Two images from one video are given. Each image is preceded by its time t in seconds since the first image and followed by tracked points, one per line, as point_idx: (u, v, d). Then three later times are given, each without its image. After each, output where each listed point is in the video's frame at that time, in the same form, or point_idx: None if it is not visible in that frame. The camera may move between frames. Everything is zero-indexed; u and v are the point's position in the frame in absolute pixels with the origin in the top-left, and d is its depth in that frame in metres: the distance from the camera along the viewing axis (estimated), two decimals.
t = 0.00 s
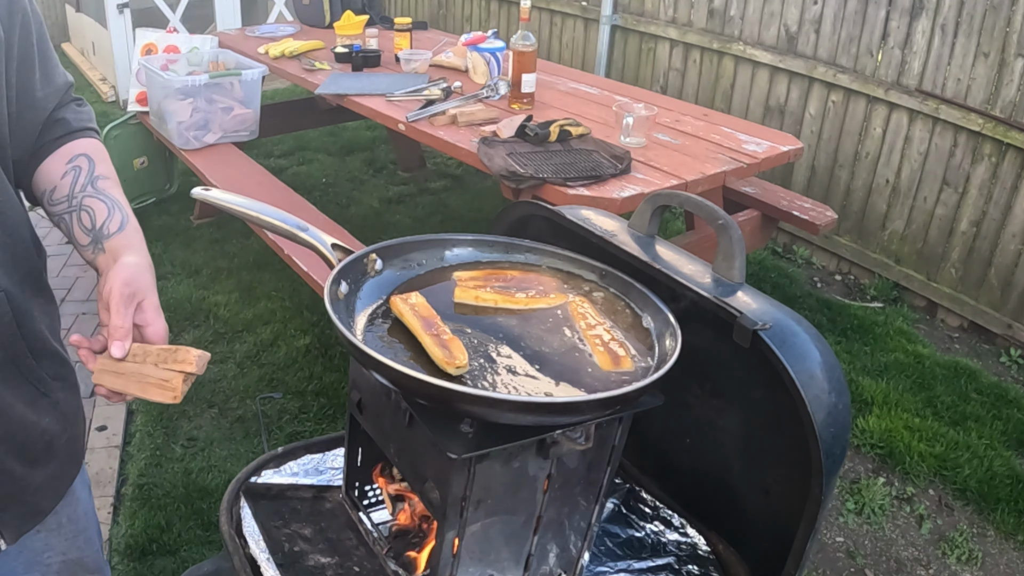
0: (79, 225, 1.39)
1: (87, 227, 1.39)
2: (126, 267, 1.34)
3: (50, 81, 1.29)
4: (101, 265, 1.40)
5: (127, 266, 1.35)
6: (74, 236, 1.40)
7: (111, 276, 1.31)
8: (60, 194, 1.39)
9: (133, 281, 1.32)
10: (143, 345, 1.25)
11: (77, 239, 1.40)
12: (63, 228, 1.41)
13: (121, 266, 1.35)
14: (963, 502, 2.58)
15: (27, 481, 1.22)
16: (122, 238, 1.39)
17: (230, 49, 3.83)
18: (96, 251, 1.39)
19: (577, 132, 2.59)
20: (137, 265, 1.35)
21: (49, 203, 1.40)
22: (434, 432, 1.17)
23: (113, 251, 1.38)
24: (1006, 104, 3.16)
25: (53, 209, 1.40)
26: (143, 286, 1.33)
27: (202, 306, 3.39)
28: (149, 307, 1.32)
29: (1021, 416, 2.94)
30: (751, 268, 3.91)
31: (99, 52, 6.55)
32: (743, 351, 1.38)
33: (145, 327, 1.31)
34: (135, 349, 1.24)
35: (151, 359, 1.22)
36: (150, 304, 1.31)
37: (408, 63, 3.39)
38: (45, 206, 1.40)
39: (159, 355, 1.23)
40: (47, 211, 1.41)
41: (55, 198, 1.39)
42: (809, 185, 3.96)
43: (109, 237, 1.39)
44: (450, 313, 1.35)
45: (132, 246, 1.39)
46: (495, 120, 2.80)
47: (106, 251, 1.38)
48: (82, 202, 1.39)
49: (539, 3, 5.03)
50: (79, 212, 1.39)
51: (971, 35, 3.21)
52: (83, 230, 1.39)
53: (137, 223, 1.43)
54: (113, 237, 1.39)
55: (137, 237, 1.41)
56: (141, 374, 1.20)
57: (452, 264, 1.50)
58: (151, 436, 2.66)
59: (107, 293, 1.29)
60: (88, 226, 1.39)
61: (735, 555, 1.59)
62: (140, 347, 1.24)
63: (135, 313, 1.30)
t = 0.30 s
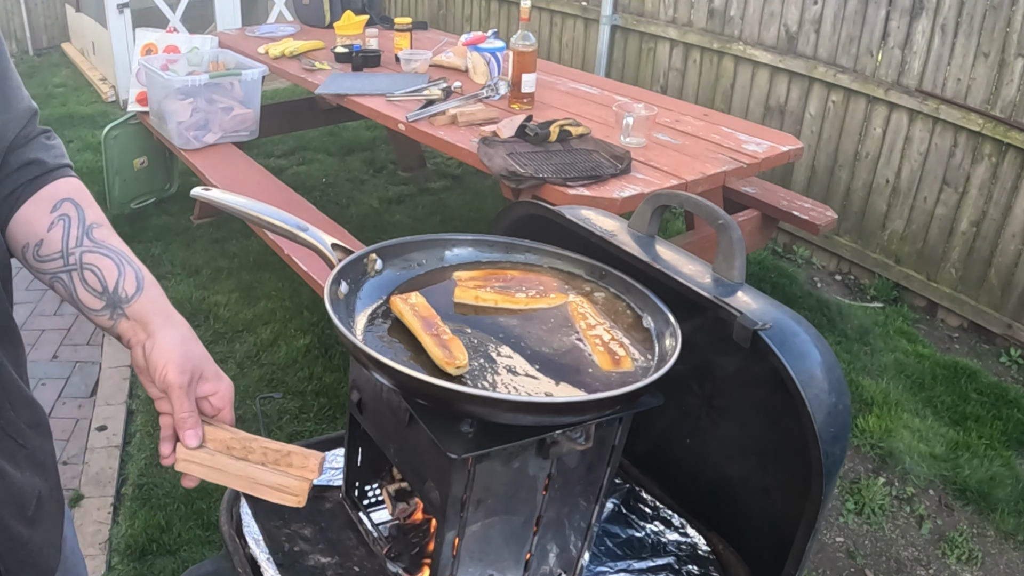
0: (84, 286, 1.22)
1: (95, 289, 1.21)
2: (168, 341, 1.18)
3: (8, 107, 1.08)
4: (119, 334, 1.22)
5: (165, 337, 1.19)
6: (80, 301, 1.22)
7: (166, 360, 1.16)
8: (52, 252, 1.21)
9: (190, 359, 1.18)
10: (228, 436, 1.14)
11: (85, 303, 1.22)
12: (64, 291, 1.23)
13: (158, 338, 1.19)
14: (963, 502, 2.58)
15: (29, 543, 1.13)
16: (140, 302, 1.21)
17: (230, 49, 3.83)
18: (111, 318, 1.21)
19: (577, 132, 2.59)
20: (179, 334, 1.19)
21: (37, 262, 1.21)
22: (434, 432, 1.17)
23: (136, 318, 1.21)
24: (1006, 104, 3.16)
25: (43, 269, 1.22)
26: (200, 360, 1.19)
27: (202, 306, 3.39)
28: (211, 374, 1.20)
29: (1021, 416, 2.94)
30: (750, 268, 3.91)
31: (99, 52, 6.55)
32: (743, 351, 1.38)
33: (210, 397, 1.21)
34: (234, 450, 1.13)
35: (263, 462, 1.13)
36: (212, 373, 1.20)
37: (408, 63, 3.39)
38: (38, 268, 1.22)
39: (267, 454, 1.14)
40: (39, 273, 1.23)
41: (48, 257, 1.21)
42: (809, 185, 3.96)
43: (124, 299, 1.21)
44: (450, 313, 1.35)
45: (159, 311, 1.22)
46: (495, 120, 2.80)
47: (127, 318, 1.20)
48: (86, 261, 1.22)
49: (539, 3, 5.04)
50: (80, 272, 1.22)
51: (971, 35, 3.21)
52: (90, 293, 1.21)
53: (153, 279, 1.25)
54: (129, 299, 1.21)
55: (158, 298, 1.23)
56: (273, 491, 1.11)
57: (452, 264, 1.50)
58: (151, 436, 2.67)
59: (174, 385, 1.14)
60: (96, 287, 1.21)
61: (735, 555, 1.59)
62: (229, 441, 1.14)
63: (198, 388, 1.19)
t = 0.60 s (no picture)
0: (92, 349, 1.16)
1: (110, 350, 1.16)
2: (214, 390, 1.18)
3: None
4: (146, 394, 1.18)
5: (206, 389, 1.18)
6: (92, 367, 1.16)
7: (222, 412, 1.17)
8: (41, 320, 1.13)
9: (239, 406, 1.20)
10: (287, 473, 1.20)
11: (99, 368, 1.17)
12: (64, 363, 1.15)
13: (201, 390, 1.18)
14: (963, 502, 2.58)
15: None
16: (167, 353, 1.19)
17: (231, 49, 3.83)
18: (136, 377, 1.17)
19: (577, 133, 2.59)
20: (219, 378, 1.20)
21: (18, 338, 1.12)
22: (435, 433, 1.17)
23: (167, 373, 1.18)
24: (1006, 104, 3.16)
25: (29, 343, 1.13)
26: (244, 408, 1.21)
27: (202, 306, 3.39)
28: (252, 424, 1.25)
29: (1021, 416, 2.94)
30: (750, 267, 3.91)
31: (99, 52, 6.56)
32: (743, 351, 1.38)
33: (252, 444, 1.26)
34: (299, 480, 1.19)
35: (331, 480, 1.20)
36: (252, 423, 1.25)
37: (408, 63, 3.40)
38: (24, 345, 1.13)
39: (331, 473, 1.21)
40: (26, 351, 1.13)
41: (38, 329, 1.13)
42: (809, 185, 3.96)
43: (149, 353, 1.17)
44: (450, 313, 1.35)
45: (187, 359, 1.20)
46: (495, 120, 2.80)
47: (157, 375, 1.17)
48: (88, 323, 1.16)
49: (539, 3, 5.04)
50: (80, 337, 1.15)
51: (971, 35, 3.21)
52: (104, 355, 1.16)
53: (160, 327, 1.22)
54: (154, 353, 1.18)
55: (178, 345, 1.21)
56: (344, 505, 1.18)
57: (452, 263, 1.50)
58: (151, 436, 2.67)
59: (232, 434, 1.18)
60: (108, 348, 1.16)
61: (735, 555, 1.60)
62: (289, 478, 1.20)
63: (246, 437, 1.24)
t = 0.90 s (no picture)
0: (98, 405, 1.15)
1: (117, 405, 1.16)
2: (227, 431, 1.21)
3: None
4: (156, 447, 1.18)
5: (218, 431, 1.21)
6: (99, 424, 1.15)
7: (239, 450, 1.21)
8: (42, 377, 1.11)
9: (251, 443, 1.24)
10: (311, 507, 1.31)
11: (105, 424, 1.15)
12: (69, 422, 1.13)
13: (214, 433, 1.21)
14: (963, 502, 2.58)
15: None
16: (175, 403, 1.20)
17: (230, 49, 3.83)
18: (147, 429, 1.17)
19: (576, 133, 2.59)
20: (228, 420, 1.23)
21: (17, 397, 1.09)
22: (435, 433, 1.17)
23: (177, 423, 1.19)
24: (1006, 104, 3.16)
25: (29, 402, 1.10)
26: (256, 445, 1.25)
27: (202, 306, 3.39)
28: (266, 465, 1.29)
29: (1021, 416, 2.94)
30: (750, 267, 3.91)
31: (99, 52, 6.56)
32: (743, 351, 1.38)
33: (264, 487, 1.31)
34: (326, 512, 1.30)
35: (356, 510, 1.32)
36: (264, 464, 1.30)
37: (408, 63, 3.39)
38: (24, 405, 1.10)
39: (356, 502, 1.33)
40: (26, 412, 1.10)
41: (39, 387, 1.11)
42: (809, 185, 3.96)
43: (158, 403, 1.18)
44: (450, 312, 1.35)
45: (195, 405, 1.22)
46: (495, 120, 2.80)
47: (167, 425, 1.18)
48: (93, 378, 1.15)
49: (539, 3, 5.04)
50: (84, 393, 1.14)
51: (971, 35, 3.21)
52: (111, 410, 1.15)
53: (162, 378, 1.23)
54: (163, 403, 1.19)
55: (183, 393, 1.22)
56: (371, 533, 1.31)
57: (452, 263, 1.50)
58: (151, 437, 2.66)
59: (251, 473, 1.22)
60: (115, 403, 1.16)
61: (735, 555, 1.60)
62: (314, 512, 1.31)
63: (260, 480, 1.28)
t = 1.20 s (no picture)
0: (158, 406, 1.13)
1: (178, 404, 1.14)
2: (286, 423, 1.23)
3: None
4: (218, 443, 1.18)
5: (277, 424, 1.22)
6: (161, 425, 1.13)
7: (301, 441, 1.23)
8: (100, 380, 1.09)
9: (310, 430, 1.26)
10: (378, 488, 1.33)
11: (167, 423, 1.14)
12: (130, 424, 1.11)
13: (274, 426, 1.22)
14: (963, 502, 2.58)
15: None
16: (233, 398, 1.19)
17: (230, 49, 3.83)
18: (209, 427, 1.16)
19: (577, 132, 2.59)
20: (286, 411, 1.24)
21: (77, 402, 1.07)
22: (434, 433, 1.17)
23: (237, 419, 1.19)
24: (1006, 104, 3.16)
25: (91, 407, 1.08)
26: (315, 433, 1.27)
27: (202, 306, 3.39)
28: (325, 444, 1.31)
29: (1021, 416, 2.94)
30: (750, 267, 3.91)
31: (99, 52, 6.56)
32: (743, 351, 1.38)
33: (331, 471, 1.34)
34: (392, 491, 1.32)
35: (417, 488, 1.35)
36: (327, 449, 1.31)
37: (408, 63, 3.40)
38: (85, 409, 1.08)
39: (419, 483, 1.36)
40: (88, 416, 1.08)
41: (98, 389, 1.08)
42: (809, 185, 3.96)
43: (217, 400, 1.17)
44: (450, 313, 1.35)
45: (252, 398, 1.22)
46: (495, 120, 2.80)
47: (227, 421, 1.18)
48: (151, 378, 1.13)
49: (539, 3, 5.04)
50: (146, 394, 1.12)
51: (971, 35, 3.21)
52: (172, 410, 1.14)
53: (216, 371, 1.21)
54: (222, 400, 1.18)
55: (240, 385, 1.21)
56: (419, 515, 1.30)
57: (452, 263, 1.50)
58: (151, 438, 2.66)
59: (314, 462, 1.24)
60: (175, 403, 1.14)
61: (735, 555, 1.59)
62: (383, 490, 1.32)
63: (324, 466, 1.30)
